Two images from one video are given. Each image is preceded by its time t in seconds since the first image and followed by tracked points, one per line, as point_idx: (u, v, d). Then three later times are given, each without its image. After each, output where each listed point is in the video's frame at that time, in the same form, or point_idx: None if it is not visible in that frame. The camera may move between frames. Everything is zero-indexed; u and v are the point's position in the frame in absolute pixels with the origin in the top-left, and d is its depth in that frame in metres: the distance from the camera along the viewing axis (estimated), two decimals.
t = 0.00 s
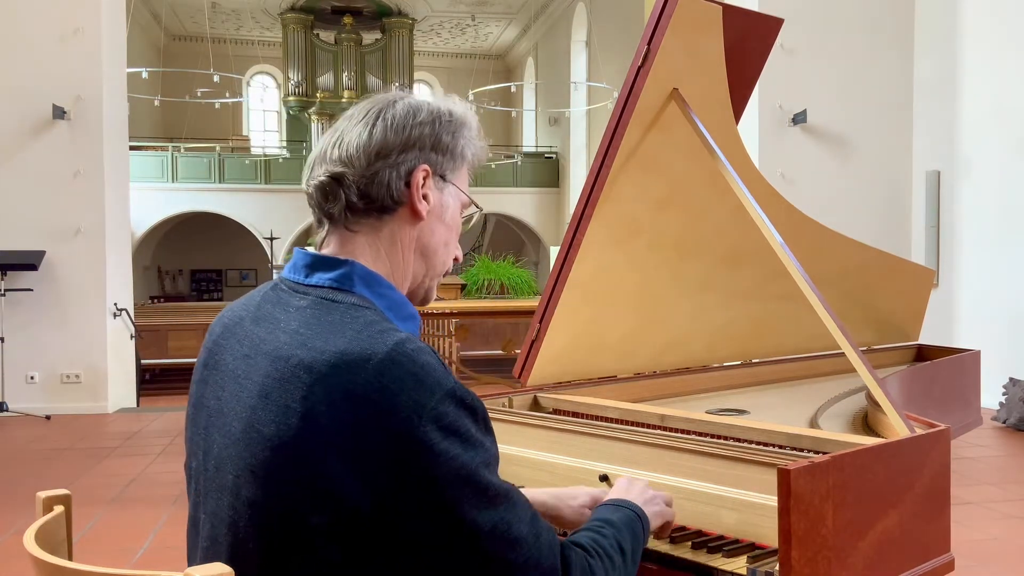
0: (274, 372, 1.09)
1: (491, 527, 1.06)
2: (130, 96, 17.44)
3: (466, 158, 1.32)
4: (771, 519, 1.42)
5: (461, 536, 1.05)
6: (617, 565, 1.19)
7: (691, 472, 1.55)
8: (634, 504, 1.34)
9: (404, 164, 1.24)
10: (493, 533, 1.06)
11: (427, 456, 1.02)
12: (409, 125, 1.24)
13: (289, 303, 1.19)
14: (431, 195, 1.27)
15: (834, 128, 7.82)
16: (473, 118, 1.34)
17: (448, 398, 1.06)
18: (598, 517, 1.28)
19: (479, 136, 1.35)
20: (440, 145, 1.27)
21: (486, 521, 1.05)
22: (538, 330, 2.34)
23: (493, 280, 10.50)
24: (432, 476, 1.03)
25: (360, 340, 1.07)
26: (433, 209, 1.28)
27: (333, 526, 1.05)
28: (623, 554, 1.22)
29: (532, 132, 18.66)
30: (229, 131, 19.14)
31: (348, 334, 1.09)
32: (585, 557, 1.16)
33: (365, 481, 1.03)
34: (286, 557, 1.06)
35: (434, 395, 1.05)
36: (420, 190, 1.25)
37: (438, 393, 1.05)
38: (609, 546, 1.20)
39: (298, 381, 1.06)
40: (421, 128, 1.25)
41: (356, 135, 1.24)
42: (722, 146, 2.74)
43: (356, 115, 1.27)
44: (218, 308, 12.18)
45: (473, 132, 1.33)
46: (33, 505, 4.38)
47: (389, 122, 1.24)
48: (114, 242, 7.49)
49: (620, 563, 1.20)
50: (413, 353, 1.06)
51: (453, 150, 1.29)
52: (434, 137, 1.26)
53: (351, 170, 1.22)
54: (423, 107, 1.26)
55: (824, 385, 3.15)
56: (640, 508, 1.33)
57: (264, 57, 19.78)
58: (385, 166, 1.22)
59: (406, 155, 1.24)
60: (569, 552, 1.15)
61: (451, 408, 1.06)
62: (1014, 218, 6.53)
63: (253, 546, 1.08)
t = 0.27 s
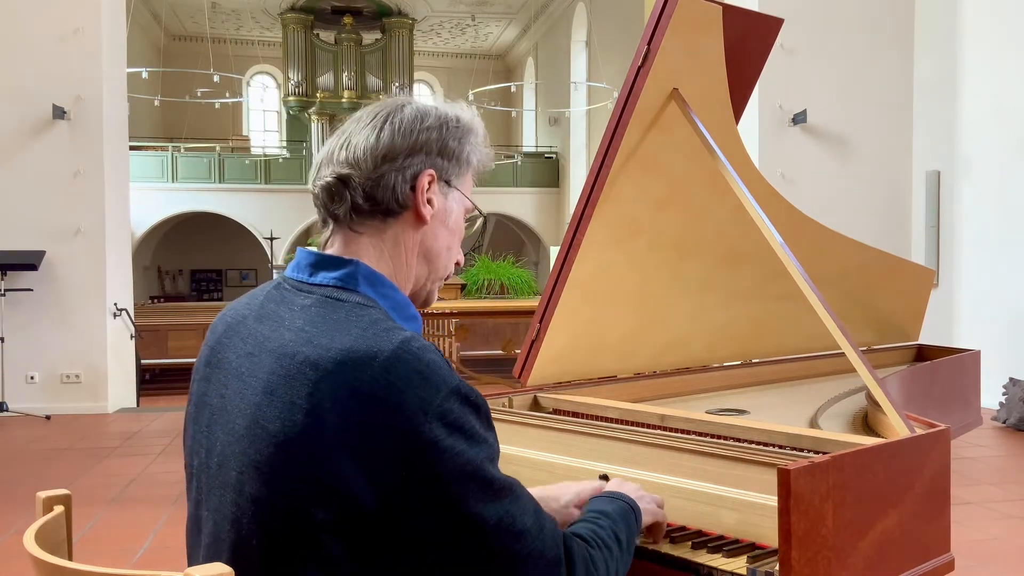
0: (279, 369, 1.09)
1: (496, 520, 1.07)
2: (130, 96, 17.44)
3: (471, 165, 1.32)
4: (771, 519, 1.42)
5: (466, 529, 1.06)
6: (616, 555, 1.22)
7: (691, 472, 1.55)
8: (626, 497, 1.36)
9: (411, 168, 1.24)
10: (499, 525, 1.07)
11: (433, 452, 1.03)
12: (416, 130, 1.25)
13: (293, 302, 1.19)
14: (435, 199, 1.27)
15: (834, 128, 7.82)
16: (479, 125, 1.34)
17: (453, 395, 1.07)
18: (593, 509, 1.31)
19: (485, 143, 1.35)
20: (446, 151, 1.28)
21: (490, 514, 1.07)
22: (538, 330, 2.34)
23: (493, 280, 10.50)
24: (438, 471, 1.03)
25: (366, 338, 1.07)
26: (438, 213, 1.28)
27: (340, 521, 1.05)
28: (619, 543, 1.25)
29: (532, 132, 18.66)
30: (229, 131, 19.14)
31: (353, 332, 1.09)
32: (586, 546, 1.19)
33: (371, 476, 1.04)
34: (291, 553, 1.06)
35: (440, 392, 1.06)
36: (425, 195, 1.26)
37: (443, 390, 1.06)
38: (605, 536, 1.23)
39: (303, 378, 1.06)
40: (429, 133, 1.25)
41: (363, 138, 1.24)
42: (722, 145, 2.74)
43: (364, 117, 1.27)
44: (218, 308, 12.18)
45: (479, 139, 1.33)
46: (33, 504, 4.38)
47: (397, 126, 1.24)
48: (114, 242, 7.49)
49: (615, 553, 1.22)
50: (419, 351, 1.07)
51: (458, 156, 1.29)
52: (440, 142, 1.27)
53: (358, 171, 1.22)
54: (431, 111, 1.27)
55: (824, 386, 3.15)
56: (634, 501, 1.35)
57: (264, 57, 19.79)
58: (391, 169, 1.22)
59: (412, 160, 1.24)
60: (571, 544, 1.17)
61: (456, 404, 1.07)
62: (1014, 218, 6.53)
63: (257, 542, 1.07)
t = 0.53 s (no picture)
0: (276, 363, 1.10)
1: (485, 515, 1.06)
2: (130, 96, 17.43)
3: (472, 174, 1.33)
4: (770, 519, 1.42)
5: (457, 522, 1.05)
6: (594, 552, 1.21)
7: (690, 472, 1.55)
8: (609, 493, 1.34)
9: (414, 177, 1.24)
10: (487, 520, 1.06)
11: (425, 442, 1.03)
12: (422, 140, 1.25)
13: (290, 299, 1.19)
14: (435, 208, 1.27)
15: (834, 127, 7.82)
16: (482, 134, 1.34)
17: (446, 388, 1.07)
18: (576, 506, 1.29)
19: (487, 152, 1.35)
20: (449, 161, 1.28)
21: (480, 508, 1.06)
22: (538, 330, 2.34)
23: (493, 280, 10.51)
24: (430, 462, 1.03)
25: (362, 331, 1.08)
26: (437, 222, 1.29)
27: (336, 513, 1.05)
28: (602, 542, 1.23)
29: (532, 132, 18.67)
30: (229, 132, 19.15)
31: (349, 325, 1.09)
32: (570, 544, 1.19)
33: (367, 467, 1.04)
34: (288, 546, 1.06)
35: (433, 384, 1.06)
36: (425, 205, 1.26)
37: (437, 382, 1.06)
38: (588, 533, 1.22)
39: (299, 370, 1.06)
40: (434, 144, 1.25)
41: (368, 142, 1.24)
42: (722, 145, 2.74)
43: (369, 119, 1.26)
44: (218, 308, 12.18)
45: (482, 149, 1.33)
46: (33, 504, 4.38)
47: (404, 135, 1.24)
48: (114, 243, 7.49)
49: (597, 550, 1.21)
50: (413, 343, 1.07)
51: (461, 166, 1.29)
52: (444, 153, 1.27)
53: (362, 177, 1.22)
54: (439, 122, 1.26)
55: (824, 385, 3.15)
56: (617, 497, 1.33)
57: (264, 57, 19.79)
58: (395, 177, 1.22)
59: (415, 170, 1.24)
60: (556, 541, 1.16)
61: (449, 397, 1.07)
62: (1014, 218, 6.53)
63: (255, 535, 1.07)
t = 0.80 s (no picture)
0: (258, 351, 1.12)
1: (459, 494, 1.07)
2: (130, 96, 17.43)
3: (455, 184, 1.32)
4: (771, 519, 1.42)
5: (431, 502, 1.07)
6: (566, 537, 1.23)
7: (690, 472, 1.55)
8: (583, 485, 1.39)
9: (393, 185, 1.24)
10: (461, 500, 1.07)
11: (400, 422, 1.05)
12: (403, 149, 1.25)
13: (272, 294, 1.22)
14: (415, 216, 1.27)
15: (834, 127, 7.82)
16: (467, 145, 1.34)
17: (421, 370, 1.09)
18: (548, 497, 1.32)
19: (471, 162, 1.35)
20: (431, 170, 1.28)
21: (454, 488, 1.07)
22: (537, 330, 2.34)
23: (493, 280, 10.51)
24: (406, 442, 1.05)
25: (339, 319, 1.10)
26: (416, 230, 1.29)
27: (317, 495, 1.07)
28: (573, 528, 1.26)
29: (532, 132, 18.67)
30: (229, 132, 19.15)
31: (327, 314, 1.12)
32: (542, 529, 1.21)
33: (346, 449, 1.06)
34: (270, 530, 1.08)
35: (409, 367, 1.08)
36: (405, 213, 1.26)
37: (412, 364, 1.08)
38: (560, 521, 1.25)
39: (279, 357, 1.09)
40: (416, 153, 1.26)
41: (351, 148, 1.24)
42: (722, 145, 2.74)
43: (355, 126, 1.27)
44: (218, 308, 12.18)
45: (466, 159, 1.33)
46: (33, 504, 4.39)
47: (386, 143, 1.24)
48: (113, 243, 7.49)
49: (569, 536, 1.24)
50: (389, 329, 1.09)
51: (443, 176, 1.29)
52: (426, 162, 1.27)
53: (342, 182, 1.22)
54: (422, 132, 1.26)
55: (824, 386, 3.15)
56: (590, 489, 1.37)
57: (264, 57, 19.79)
58: (375, 184, 1.23)
59: (395, 177, 1.24)
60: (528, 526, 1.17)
61: (424, 380, 1.09)
62: (1014, 217, 6.53)
63: (241, 519, 1.09)
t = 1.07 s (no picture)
0: (222, 346, 1.12)
1: (415, 478, 1.09)
2: (131, 96, 17.43)
3: (432, 195, 1.31)
4: (770, 519, 1.42)
5: (390, 485, 1.09)
6: (533, 536, 1.26)
7: (691, 472, 1.55)
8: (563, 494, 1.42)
9: (360, 193, 1.25)
10: (417, 484, 1.09)
11: (359, 409, 1.06)
12: (373, 159, 1.25)
13: (241, 294, 1.22)
14: (384, 224, 1.27)
15: (834, 127, 7.82)
16: (447, 157, 1.33)
17: (378, 359, 1.10)
18: (527, 503, 1.36)
19: (451, 174, 1.34)
20: (402, 179, 1.27)
21: (411, 472, 1.09)
22: (538, 330, 2.35)
23: (493, 280, 10.51)
24: (366, 428, 1.07)
25: (300, 311, 1.11)
26: (387, 237, 1.28)
27: (284, 484, 1.07)
28: (541, 529, 1.29)
29: (532, 132, 18.68)
30: (229, 132, 19.15)
31: (289, 308, 1.13)
32: (497, 519, 1.22)
33: (309, 438, 1.07)
34: (237, 520, 1.07)
35: (366, 356, 1.09)
36: (373, 220, 1.26)
37: (370, 353, 1.09)
38: (526, 519, 1.27)
39: (240, 350, 1.10)
40: (385, 163, 1.26)
41: (324, 157, 1.27)
42: (722, 145, 2.74)
43: (335, 137, 1.30)
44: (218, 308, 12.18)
45: (443, 171, 1.32)
46: (34, 504, 4.39)
47: (355, 152, 1.25)
48: (113, 243, 7.49)
49: (536, 535, 1.27)
50: (348, 319, 1.11)
51: (416, 186, 1.28)
52: (396, 171, 1.27)
53: (311, 190, 1.25)
54: (393, 142, 1.26)
55: (824, 386, 3.14)
56: (571, 498, 1.40)
57: (264, 57, 19.79)
58: (343, 192, 1.24)
59: (363, 185, 1.25)
60: (482, 515, 1.19)
61: (382, 368, 1.10)
62: (1014, 217, 6.54)
63: (212, 512, 1.09)
